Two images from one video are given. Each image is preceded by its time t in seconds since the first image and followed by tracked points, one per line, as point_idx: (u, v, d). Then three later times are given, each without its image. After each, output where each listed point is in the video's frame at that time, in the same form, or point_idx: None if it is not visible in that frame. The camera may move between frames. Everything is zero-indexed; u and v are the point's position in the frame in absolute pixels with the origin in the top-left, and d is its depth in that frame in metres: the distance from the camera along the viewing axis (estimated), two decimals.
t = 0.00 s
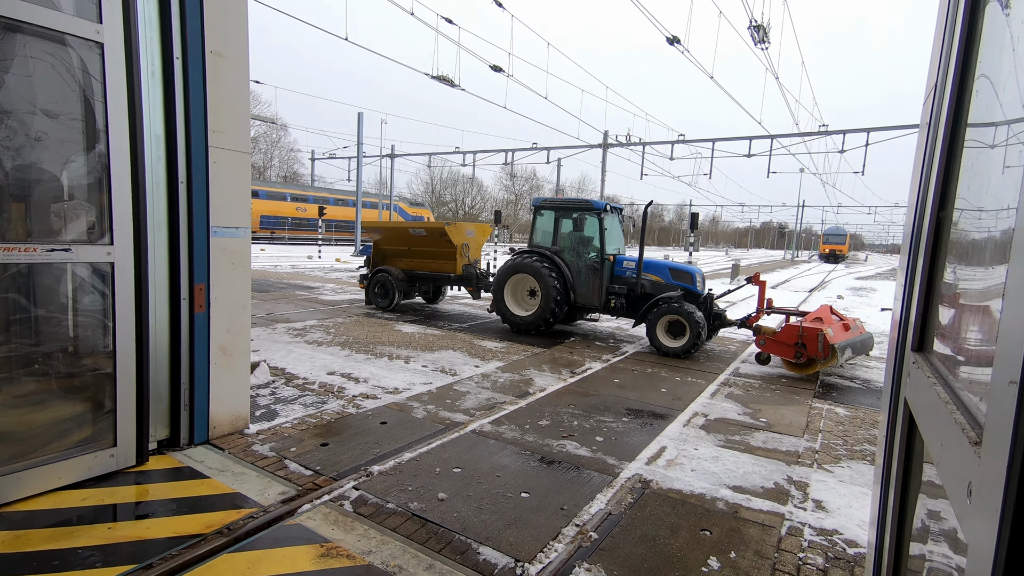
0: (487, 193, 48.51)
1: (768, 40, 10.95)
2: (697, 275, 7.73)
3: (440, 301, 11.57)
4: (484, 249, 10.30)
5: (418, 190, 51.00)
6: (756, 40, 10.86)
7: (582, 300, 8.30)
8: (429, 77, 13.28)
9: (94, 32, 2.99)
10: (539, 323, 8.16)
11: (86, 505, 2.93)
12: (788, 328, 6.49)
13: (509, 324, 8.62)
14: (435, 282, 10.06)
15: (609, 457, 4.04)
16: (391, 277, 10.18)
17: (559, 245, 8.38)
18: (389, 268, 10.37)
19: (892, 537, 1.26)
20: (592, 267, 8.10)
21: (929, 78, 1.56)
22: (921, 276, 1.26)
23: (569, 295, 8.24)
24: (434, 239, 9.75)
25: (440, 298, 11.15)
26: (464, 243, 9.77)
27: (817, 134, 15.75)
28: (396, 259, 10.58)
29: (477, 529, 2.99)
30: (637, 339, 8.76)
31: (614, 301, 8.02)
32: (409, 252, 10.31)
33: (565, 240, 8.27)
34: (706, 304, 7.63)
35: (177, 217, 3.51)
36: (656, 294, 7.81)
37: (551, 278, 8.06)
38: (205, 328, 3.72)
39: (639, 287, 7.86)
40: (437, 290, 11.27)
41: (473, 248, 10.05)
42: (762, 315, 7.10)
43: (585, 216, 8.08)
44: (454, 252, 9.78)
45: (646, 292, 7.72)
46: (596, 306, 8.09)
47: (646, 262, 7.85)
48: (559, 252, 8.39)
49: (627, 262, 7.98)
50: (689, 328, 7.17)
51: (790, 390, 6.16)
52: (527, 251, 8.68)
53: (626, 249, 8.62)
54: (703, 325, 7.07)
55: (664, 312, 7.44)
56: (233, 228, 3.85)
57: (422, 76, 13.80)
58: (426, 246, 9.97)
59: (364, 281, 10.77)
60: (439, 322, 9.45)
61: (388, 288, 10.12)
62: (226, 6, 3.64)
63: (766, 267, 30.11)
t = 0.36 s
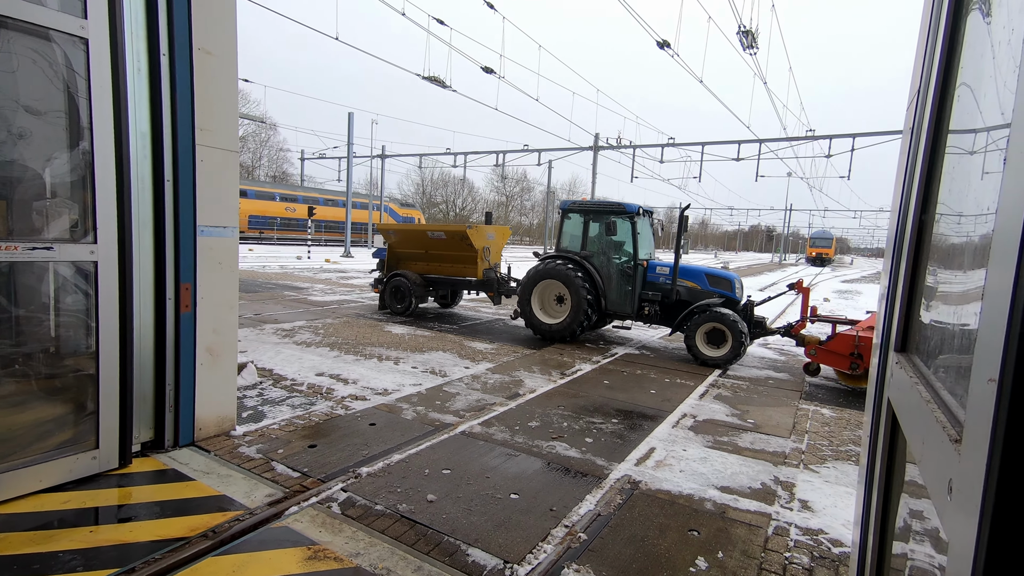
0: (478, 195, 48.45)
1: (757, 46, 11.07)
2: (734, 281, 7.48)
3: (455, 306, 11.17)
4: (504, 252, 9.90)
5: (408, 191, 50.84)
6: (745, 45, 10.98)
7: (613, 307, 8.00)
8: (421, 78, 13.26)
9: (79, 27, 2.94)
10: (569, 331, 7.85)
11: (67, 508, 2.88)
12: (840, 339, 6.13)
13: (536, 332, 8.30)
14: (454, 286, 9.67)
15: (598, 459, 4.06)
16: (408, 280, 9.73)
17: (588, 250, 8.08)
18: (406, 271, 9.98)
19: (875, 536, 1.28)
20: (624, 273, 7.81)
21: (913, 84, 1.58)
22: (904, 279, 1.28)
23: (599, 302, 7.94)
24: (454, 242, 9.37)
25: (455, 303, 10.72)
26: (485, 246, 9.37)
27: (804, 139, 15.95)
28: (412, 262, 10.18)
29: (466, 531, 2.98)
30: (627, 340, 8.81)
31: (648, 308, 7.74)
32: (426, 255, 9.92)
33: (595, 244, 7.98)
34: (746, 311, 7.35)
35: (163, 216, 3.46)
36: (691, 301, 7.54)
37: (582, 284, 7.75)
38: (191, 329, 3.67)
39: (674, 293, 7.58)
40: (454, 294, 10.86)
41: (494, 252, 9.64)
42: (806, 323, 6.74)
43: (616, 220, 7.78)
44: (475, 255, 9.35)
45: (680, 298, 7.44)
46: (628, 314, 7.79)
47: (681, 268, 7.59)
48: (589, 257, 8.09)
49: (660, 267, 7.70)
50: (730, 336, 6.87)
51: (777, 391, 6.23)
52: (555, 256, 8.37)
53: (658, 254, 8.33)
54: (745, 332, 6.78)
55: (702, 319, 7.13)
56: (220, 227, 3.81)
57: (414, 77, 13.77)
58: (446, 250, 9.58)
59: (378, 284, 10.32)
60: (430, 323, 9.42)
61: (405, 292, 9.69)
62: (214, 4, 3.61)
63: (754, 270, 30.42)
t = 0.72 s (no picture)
0: (471, 192, 48.36)
1: (747, 43, 11.12)
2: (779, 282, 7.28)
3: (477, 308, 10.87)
4: (531, 254, 9.61)
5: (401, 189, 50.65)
6: (736, 43, 11.04)
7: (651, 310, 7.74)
8: (413, 75, 13.21)
9: (63, 24, 2.90)
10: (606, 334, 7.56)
11: (55, 511, 2.85)
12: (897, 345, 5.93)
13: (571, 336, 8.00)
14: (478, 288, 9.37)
15: (591, 455, 4.07)
16: (432, 281, 9.46)
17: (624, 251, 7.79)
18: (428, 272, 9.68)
19: (864, 530, 1.29)
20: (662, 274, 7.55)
21: (901, 80, 1.59)
22: (892, 272, 1.29)
23: (636, 304, 7.66)
24: (480, 242, 9.08)
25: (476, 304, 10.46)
26: (512, 247, 9.10)
27: (794, 136, 16.05)
28: (434, 262, 9.89)
29: (460, 529, 2.98)
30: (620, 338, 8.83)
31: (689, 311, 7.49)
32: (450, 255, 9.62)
33: (631, 245, 7.70)
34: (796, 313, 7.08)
35: (151, 214, 3.42)
36: (735, 304, 7.33)
37: (620, 286, 7.46)
38: (180, 328, 3.63)
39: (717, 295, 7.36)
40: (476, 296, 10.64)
41: (520, 252, 9.37)
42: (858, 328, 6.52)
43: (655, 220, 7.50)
44: (502, 256, 9.06)
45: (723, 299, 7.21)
46: (668, 317, 7.53)
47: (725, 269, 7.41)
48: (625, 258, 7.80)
49: (700, 268, 7.48)
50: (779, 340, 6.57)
51: (768, 387, 6.28)
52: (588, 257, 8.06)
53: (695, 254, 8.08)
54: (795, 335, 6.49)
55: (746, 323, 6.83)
56: (210, 226, 3.77)
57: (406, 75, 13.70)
58: (471, 250, 9.28)
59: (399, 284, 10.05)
60: (423, 322, 9.39)
61: (428, 293, 9.42)
62: None
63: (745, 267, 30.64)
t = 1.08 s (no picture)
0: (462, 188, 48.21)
1: (736, 37, 11.14)
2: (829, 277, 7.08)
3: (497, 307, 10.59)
4: (556, 250, 9.32)
5: (391, 186, 50.46)
6: (725, 36, 11.05)
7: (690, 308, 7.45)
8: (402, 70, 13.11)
9: (43, 19, 2.84)
10: (645, 334, 7.23)
11: (44, 514, 2.81)
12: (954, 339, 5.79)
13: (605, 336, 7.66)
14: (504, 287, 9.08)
15: (585, 449, 4.09)
16: (456, 281, 9.12)
17: (662, 246, 7.47)
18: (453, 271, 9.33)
19: (855, 517, 1.30)
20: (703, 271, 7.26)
21: (888, 70, 1.60)
22: (880, 263, 1.30)
23: (676, 303, 7.36)
24: (507, 240, 8.75)
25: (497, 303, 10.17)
26: (539, 244, 8.78)
27: (783, 130, 16.14)
28: (458, 261, 9.53)
29: (455, 524, 2.98)
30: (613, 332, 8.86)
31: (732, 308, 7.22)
32: (474, 253, 9.28)
33: (670, 240, 7.39)
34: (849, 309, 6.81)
35: (136, 213, 3.37)
36: (782, 300, 7.17)
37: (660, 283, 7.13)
38: (169, 328, 3.59)
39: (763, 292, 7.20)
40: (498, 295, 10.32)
41: (546, 250, 9.06)
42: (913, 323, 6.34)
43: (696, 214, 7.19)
44: (529, 254, 8.75)
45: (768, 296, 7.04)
46: (710, 315, 7.25)
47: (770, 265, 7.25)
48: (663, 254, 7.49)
49: (742, 264, 7.36)
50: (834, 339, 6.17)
51: (760, 378, 6.33)
52: (623, 254, 7.72)
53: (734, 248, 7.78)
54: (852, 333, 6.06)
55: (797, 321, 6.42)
56: (197, 224, 3.72)
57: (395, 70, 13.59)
58: (496, 248, 8.95)
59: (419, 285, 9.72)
60: (416, 318, 9.37)
61: (451, 294, 9.09)
62: None
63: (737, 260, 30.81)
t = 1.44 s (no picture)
0: (456, 184, 48.07)
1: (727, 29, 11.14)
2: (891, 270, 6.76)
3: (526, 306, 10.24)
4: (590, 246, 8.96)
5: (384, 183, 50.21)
6: (717, 28, 11.05)
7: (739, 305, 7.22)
8: (393, 66, 13.01)
9: (29, 20, 2.80)
10: (694, 333, 6.97)
11: (42, 518, 2.80)
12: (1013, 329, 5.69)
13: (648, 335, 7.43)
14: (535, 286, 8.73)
15: (583, 443, 4.10)
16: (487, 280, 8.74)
17: (710, 241, 7.32)
18: (482, 270, 8.99)
19: (851, 505, 1.32)
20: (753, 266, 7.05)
21: (880, 61, 1.60)
22: (874, 253, 1.31)
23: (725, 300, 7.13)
24: (540, 237, 8.39)
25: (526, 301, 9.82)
26: (574, 241, 8.42)
27: (775, 122, 16.19)
28: (487, 259, 9.19)
29: (455, 520, 2.99)
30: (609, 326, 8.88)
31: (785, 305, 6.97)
32: (504, 251, 8.92)
33: (717, 235, 7.23)
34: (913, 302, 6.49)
35: (128, 214, 3.35)
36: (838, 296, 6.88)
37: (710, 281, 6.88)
38: (163, 330, 3.57)
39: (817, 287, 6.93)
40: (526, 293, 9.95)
41: (580, 247, 8.70)
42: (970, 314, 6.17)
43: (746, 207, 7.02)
44: (563, 252, 8.39)
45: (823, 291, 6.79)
46: (762, 312, 7.01)
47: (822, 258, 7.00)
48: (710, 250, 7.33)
49: (796, 259, 7.18)
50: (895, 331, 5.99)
51: (755, 369, 6.37)
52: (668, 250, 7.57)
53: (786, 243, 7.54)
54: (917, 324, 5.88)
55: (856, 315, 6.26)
56: (190, 225, 3.69)
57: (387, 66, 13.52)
58: (528, 246, 8.59)
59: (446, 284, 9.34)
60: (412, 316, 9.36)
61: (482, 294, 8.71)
62: None
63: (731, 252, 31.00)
